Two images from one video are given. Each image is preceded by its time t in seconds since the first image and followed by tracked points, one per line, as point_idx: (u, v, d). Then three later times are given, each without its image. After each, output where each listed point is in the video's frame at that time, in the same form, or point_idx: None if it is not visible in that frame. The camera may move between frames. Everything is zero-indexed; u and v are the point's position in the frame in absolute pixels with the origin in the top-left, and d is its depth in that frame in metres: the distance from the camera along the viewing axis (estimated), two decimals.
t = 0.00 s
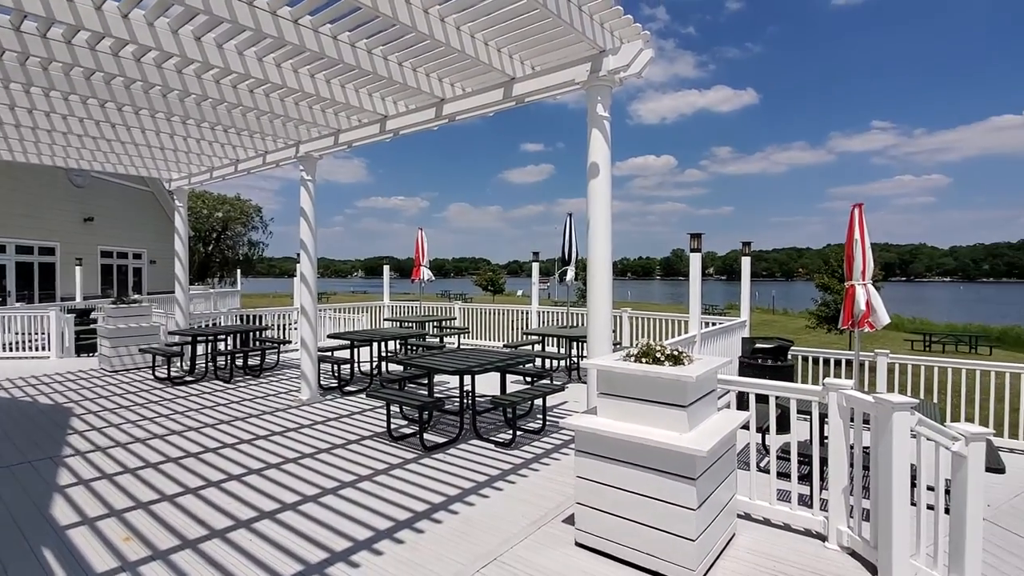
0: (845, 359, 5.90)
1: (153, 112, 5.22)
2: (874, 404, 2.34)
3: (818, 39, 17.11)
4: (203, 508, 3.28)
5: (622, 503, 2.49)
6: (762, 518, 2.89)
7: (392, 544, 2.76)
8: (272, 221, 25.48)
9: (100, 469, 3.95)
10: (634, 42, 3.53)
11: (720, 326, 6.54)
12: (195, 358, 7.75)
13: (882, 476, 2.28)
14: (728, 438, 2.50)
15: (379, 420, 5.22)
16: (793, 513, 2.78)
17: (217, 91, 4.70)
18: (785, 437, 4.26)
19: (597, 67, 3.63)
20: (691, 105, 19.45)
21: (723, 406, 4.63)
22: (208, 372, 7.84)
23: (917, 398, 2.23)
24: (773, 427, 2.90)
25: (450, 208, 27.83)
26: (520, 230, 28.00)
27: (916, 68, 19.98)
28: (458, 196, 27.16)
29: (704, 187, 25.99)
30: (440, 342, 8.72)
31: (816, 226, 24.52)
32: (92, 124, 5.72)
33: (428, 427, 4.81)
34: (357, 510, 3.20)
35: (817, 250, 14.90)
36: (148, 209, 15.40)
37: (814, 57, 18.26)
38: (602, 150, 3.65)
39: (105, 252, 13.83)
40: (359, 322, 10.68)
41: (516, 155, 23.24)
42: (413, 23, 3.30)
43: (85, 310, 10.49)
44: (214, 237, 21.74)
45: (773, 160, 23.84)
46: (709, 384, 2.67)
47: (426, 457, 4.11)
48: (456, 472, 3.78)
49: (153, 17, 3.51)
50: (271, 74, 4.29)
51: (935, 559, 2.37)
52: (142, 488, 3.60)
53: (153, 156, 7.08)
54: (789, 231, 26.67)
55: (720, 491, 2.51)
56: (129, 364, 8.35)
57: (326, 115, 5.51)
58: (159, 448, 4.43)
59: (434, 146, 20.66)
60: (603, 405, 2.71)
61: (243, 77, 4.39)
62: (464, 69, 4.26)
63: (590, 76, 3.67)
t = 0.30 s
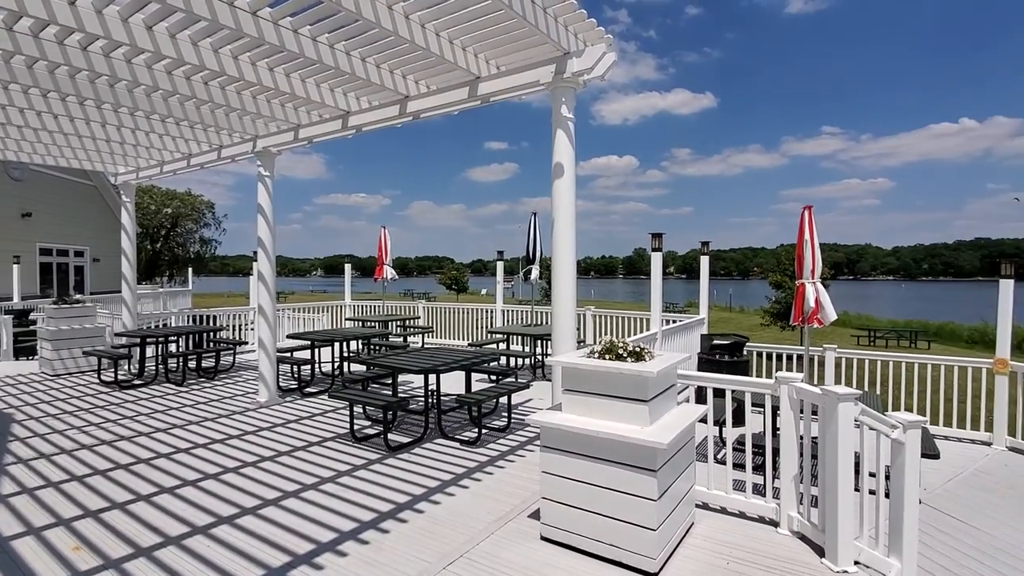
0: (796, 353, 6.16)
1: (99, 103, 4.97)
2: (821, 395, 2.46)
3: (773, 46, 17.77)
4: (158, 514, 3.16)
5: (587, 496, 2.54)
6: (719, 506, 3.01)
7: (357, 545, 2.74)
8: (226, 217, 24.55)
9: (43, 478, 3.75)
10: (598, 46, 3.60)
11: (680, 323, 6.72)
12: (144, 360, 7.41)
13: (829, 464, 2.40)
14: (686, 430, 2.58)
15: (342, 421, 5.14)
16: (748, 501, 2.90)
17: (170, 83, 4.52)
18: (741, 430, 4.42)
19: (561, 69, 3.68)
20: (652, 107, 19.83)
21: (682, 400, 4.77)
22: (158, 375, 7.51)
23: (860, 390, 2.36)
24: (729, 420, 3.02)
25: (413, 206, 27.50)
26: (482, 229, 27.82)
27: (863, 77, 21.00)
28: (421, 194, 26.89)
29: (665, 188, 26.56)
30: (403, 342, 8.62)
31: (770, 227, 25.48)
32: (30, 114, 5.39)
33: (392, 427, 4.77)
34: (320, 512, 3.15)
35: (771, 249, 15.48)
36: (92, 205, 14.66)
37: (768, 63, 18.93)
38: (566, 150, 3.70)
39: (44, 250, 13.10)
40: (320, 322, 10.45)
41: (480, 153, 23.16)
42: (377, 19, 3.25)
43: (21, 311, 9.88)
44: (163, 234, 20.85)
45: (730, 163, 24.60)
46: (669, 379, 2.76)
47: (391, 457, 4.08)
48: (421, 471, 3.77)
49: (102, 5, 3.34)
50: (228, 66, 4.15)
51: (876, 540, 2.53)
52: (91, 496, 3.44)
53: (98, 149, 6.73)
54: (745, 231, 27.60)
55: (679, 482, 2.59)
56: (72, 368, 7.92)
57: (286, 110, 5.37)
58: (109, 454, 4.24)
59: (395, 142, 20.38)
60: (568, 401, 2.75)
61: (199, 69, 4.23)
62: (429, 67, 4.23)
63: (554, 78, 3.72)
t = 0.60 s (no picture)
0: (758, 350, 6.37)
1: (52, 94, 4.75)
2: (781, 389, 2.57)
3: (738, 51, 18.34)
4: (120, 520, 3.06)
5: (559, 491, 2.58)
6: (685, 498, 3.11)
7: (328, 545, 2.71)
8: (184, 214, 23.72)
9: None
10: (569, 49, 3.65)
11: (648, 321, 6.85)
12: (99, 362, 7.12)
13: (789, 455, 2.51)
14: (655, 424, 2.65)
15: (310, 423, 5.06)
16: (713, 492, 3.01)
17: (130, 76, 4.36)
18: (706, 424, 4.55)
19: (533, 70, 3.72)
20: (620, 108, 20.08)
21: (650, 396, 4.87)
22: (114, 378, 7.23)
23: (817, 382, 2.48)
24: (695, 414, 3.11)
25: (381, 204, 27.16)
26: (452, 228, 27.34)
27: (821, 83, 21.78)
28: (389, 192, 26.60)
29: (634, 188, 26.96)
30: (372, 341, 8.52)
31: (733, 227, 26.18)
32: None
33: (363, 427, 4.73)
34: (289, 514, 3.10)
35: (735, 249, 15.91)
36: (41, 201, 14.03)
37: (732, 67, 19.43)
38: (538, 151, 3.75)
39: None
40: (285, 322, 10.23)
41: (449, 152, 23.00)
42: (347, 15, 3.22)
43: None
44: (116, 231, 20.05)
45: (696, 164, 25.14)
46: (638, 375, 2.83)
47: (361, 458, 4.04)
48: (391, 471, 3.75)
49: None
50: (193, 60, 4.03)
51: (832, 525, 2.66)
52: (46, 503, 3.30)
53: (47, 142, 6.42)
54: (709, 232, 28.31)
55: (647, 475, 2.66)
56: (20, 371, 7.54)
57: (251, 105, 5.24)
58: (65, 460, 4.08)
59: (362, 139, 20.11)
60: (540, 398, 2.79)
61: (161, 62, 4.10)
62: (400, 65, 4.21)
63: (526, 79, 3.76)
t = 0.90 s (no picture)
0: (724, 347, 6.54)
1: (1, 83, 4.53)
2: (744, 383, 2.66)
3: (707, 54, 18.71)
4: (79, 526, 2.95)
5: (532, 487, 2.61)
6: (654, 491, 3.18)
7: (298, 547, 2.67)
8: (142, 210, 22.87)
9: None
10: (541, 50, 3.68)
11: (619, 319, 6.95)
12: (53, 364, 6.82)
13: (752, 448, 2.60)
14: (624, 420, 2.71)
15: (278, 424, 4.96)
16: (680, 484, 3.09)
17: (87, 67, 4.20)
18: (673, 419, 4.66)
19: (505, 70, 3.74)
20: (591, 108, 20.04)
21: (620, 392, 4.96)
22: (68, 380, 6.93)
23: (778, 377, 2.59)
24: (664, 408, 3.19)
25: (351, 201, 26.70)
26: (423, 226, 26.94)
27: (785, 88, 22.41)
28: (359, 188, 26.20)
29: (605, 187, 27.22)
30: (342, 341, 8.41)
31: (701, 227, 26.75)
32: None
33: (332, 428, 4.66)
34: (257, 516, 3.04)
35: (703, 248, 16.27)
36: None
37: (700, 69, 19.83)
38: (510, 151, 3.77)
39: None
40: (251, 322, 9.98)
41: (420, 150, 22.74)
42: (317, 10, 3.17)
43: None
44: (69, 227, 19.20)
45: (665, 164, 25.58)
46: (609, 372, 2.89)
47: (332, 458, 4.00)
48: (362, 471, 3.72)
49: None
50: (155, 52, 3.90)
51: (792, 514, 2.77)
52: None
53: None
54: (677, 231, 28.86)
55: (617, 470, 2.72)
56: None
57: (216, 99, 5.11)
58: (18, 466, 3.90)
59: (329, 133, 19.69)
60: (512, 395, 2.82)
61: (121, 53, 3.95)
62: (371, 62, 4.16)
63: (498, 79, 3.78)
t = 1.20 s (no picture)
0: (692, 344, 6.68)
1: None
2: (709, 378, 2.73)
3: (679, 56, 19.06)
4: (31, 534, 2.82)
5: (501, 484, 2.62)
6: (621, 485, 3.24)
7: (264, 549, 2.61)
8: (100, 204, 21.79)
9: None
10: (511, 49, 3.69)
11: (589, 317, 7.04)
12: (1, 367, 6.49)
13: (716, 442, 2.68)
14: (592, 416, 2.75)
15: (243, 425, 4.84)
16: (647, 478, 3.16)
17: (39, 55, 4.00)
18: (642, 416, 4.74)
19: (476, 69, 3.75)
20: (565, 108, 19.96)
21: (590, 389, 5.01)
22: (18, 384, 6.61)
23: (740, 372, 2.67)
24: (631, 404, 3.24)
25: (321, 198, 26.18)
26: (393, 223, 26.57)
27: (752, 93, 22.94)
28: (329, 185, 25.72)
29: (578, 187, 27.38)
30: (311, 340, 8.26)
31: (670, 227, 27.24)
32: None
33: (300, 428, 4.58)
34: (222, 519, 2.96)
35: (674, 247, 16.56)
36: None
37: (672, 71, 20.18)
38: (481, 149, 3.78)
39: None
40: (215, 322, 9.71)
41: (391, 146, 22.43)
42: (284, 4, 3.09)
43: None
44: (20, 224, 18.33)
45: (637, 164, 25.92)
46: (577, 369, 2.92)
47: (299, 459, 3.93)
48: (331, 471, 3.67)
49: None
50: (113, 42, 3.75)
51: (752, 504, 2.86)
52: None
53: None
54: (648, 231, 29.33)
55: (585, 465, 2.75)
56: None
57: (177, 93, 4.94)
58: None
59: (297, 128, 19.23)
60: (481, 394, 2.82)
61: (76, 43, 3.79)
62: (340, 57, 4.10)
63: (469, 77, 3.77)
